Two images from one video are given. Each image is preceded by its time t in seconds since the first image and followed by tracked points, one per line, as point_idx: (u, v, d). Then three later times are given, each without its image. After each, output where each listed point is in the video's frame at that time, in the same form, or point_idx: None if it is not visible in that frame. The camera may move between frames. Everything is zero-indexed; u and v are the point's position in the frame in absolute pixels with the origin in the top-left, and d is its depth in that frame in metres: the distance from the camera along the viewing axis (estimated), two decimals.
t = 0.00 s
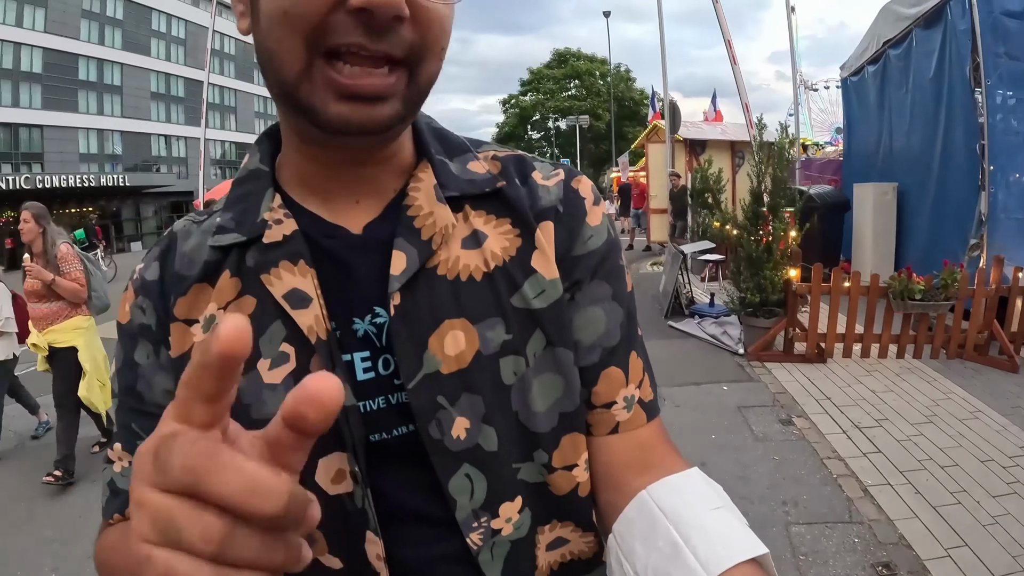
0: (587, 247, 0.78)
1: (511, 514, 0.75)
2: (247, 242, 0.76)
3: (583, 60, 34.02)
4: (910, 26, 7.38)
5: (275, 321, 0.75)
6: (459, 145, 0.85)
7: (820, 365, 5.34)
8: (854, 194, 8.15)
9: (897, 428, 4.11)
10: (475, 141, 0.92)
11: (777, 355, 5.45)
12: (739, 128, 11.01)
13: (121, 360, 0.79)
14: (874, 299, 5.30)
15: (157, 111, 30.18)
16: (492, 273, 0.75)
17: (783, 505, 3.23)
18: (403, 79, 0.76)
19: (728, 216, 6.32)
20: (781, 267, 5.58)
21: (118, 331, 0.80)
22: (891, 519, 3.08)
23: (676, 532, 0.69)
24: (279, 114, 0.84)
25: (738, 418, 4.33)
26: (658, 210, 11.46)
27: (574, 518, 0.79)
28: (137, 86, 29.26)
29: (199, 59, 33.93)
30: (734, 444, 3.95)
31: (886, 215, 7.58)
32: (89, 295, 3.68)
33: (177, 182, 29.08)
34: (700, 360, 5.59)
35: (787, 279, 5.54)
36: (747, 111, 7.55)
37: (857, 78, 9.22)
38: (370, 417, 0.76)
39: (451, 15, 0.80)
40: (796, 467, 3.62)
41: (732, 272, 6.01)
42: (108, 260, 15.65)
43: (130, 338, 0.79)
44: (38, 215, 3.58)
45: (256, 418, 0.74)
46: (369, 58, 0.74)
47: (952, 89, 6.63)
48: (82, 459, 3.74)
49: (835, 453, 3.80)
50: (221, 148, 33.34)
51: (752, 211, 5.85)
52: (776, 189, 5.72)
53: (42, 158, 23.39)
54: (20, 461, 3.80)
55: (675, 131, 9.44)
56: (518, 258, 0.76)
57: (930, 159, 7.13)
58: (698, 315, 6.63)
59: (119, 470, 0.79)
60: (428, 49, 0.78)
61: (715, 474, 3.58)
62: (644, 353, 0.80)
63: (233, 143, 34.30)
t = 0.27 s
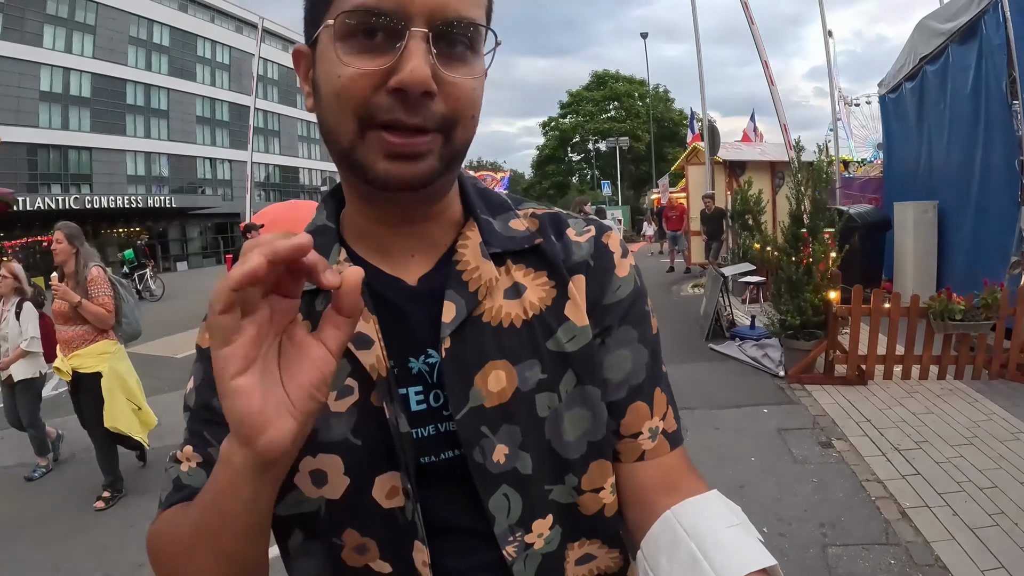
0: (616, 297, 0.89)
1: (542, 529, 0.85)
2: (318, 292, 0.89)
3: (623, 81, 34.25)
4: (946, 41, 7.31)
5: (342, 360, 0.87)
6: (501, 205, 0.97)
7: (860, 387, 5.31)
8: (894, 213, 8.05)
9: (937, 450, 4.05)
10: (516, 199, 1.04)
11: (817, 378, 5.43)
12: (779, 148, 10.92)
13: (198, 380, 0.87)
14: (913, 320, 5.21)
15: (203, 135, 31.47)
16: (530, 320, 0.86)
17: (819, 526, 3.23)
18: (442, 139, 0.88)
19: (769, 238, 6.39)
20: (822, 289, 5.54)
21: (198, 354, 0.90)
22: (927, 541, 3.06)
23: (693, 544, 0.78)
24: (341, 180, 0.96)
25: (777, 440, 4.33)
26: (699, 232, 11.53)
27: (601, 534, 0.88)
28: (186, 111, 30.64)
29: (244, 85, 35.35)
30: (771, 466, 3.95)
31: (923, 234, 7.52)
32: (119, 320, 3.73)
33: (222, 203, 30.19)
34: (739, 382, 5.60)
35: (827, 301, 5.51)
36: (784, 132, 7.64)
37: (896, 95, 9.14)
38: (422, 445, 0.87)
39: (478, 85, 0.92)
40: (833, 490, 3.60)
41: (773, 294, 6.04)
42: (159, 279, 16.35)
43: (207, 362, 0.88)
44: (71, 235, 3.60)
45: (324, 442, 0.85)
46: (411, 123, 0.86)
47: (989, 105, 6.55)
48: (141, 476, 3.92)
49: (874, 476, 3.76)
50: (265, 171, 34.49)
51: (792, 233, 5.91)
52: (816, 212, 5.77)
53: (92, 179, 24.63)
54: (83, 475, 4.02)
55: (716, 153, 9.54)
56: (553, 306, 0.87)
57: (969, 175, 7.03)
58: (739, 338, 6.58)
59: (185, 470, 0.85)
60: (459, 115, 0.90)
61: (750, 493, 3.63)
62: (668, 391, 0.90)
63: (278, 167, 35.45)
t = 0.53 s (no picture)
0: (625, 316, 0.94)
1: (551, 533, 0.89)
2: (348, 305, 0.94)
3: (643, 97, 34.39)
4: (962, 55, 7.30)
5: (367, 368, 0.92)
6: (519, 229, 1.03)
7: (880, 404, 5.28)
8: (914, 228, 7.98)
9: (955, 466, 4.01)
10: (533, 224, 1.10)
11: (837, 395, 5.40)
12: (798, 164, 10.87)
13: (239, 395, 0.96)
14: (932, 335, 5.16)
15: (225, 150, 32.17)
16: (542, 335, 0.91)
17: (835, 542, 3.21)
18: (461, 152, 0.94)
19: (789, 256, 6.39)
20: (840, 306, 5.53)
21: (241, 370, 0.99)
22: (944, 557, 3.03)
23: (695, 551, 0.83)
24: (369, 198, 1.04)
25: (795, 457, 4.30)
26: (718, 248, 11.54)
27: (608, 540, 0.92)
28: (209, 127, 31.38)
29: (267, 102, 36.15)
30: (789, 482, 3.93)
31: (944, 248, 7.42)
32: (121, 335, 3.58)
33: (244, 218, 30.78)
34: (758, 399, 5.58)
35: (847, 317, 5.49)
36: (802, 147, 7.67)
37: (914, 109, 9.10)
38: (441, 450, 0.92)
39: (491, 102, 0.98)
40: (851, 506, 3.57)
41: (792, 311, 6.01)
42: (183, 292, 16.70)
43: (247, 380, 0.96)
44: (68, 247, 3.45)
45: (348, 445, 0.90)
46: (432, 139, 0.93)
47: (1006, 119, 6.52)
48: (166, 486, 4.01)
49: (892, 492, 3.73)
50: (287, 187, 35.09)
51: (810, 250, 5.90)
52: (835, 228, 5.75)
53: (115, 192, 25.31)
54: (108, 484, 4.11)
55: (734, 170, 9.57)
56: (564, 323, 0.92)
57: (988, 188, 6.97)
58: (759, 355, 6.54)
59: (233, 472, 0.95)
60: (474, 131, 0.96)
61: (766, 507, 3.63)
62: (675, 405, 0.94)
63: (299, 182, 36.05)
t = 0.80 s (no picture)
0: (634, 327, 0.98)
1: (562, 534, 0.93)
2: (370, 315, 0.99)
3: (654, 110, 34.52)
4: (971, 66, 7.32)
5: (387, 375, 0.97)
6: (535, 243, 1.08)
7: (889, 417, 5.27)
8: (924, 240, 7.97)
9: (964, 479, 4.00)
10: (549, 238, 1.15)
11: (846, 408, 5.40)
12: (809, 177, 10.89)
13: (267, 402, 1.02)
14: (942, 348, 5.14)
15: (238, 161, 32.53)
16: (556, 345, 0.95)
17: (844, 554, 3.21)
18: (479, 172, 1.00)
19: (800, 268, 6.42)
20: (849, 319, 5.53)
21: (267, 380, 1.05)
22: (953, 570, 3.03)
23: (704, 552, 0.86)
24: (393, 213, 1.10)
25: (804, 469, 4.30)
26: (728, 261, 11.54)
27: (617, 543, 0.96)
28: (222, 138, 31.77)
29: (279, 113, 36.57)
30: (798, 494, 3.93)
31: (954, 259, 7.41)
32: (103, 355, 3.54)
33: (255, 228, 31.06)
34: (768, 412, 5.58)
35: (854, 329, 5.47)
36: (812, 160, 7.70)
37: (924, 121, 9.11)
38: (457, 452, 0.97)
39: (507, 125, 1.04)
40: (860, 518, 3.57)
41: (802, 324, 6.01)
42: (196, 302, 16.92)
43: (274, 388, 1.03)
44: (46, 263, 3.41)
45: (369, 446, 0.95)
46: (451, 161, 0.99)
47: (1015, 130, 6.53)
48: (182, 494, 4.07)
49: (901, 505, 3.72)
50: (299, 199, 35.47)
51: (819, 262, 5.91)
52: (843, 241, 5.78)
53: (128, 202, 25.63)
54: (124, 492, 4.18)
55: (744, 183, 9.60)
56: (577, 334, 0.97)
57: (996, 199, 6.99)
58: (768, 368, 6.57)
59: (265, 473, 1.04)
60: (493, 151, 1.01)
61: (775, 518, 3.64)
62: (683, 412, 0.98)
63: (310, 193, 36.34)
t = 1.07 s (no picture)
0: (637, 328, 1.01)
1: (565, 529, 0.96)
2: (379, 315, 1.03)
3: (654, 115, 34.66)
4: (970, 72, 7.38)
5: (397, 373, 1.00)
6: (541, 246, 1.11)
7: (888, 422, 5.29)
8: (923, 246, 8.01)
9: (962, 483, 4.02)
10: (553, 241, 1.18)
11: (845, 412, 5.42)
12: (808, 183, 10.96)
13: (279, 399, 1.06)
14: (941, 353, 5.17)
15: (239, 164, 32.65)
16: (559, 345, 0.98)
17: (841, 556, 3.24)
18: (486, 180, 1.03)
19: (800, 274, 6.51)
20: (848, 324, 5.57)
21: (280, 377, 1.09)
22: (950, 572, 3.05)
23: (704, 547, 0.88)
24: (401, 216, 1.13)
25: (803, 473, 4.32)
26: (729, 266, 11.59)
27: (619, 539, 0.99)
28: (223, 142, 31.90)
29: (280, 117, 36.72)
30: (796, 497, 3.95)
31: (953, 264, 7.45)
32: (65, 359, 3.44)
33: (256, 232, 31.17)
34: (767, 416, 5.61)
35: (854, 335, 5.52)
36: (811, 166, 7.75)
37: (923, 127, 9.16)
38: (464, 449, 1.00)
39: (514, 134, 1.07)
40: (858, 521, 3.60)
41: (801, 329, 6.05)
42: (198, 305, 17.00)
43: (287, 385, 1.07)
44: (8, 262, 3.28)
45: (378, 442, 0.98)
46: (460, 169, 1.02)
47: (1014, 136, 6.58)
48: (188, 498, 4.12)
49: (899, 508, 3.74)
50: (299, 203, 35.56)
51: (818, 267, 5.96)
52: (842, 246, 5.83)
53: (129, 205, 25.76)
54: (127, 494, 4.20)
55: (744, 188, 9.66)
56: (581, 334, 1.00)
57: (995, 205, 7.04)
58: (767, 372, 6.59)
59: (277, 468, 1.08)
60: (499, 160, 1.05)
61: (773, 521, 3.66)
62: (685, 411, 1.01)
63: (311, 197, 36.44)
